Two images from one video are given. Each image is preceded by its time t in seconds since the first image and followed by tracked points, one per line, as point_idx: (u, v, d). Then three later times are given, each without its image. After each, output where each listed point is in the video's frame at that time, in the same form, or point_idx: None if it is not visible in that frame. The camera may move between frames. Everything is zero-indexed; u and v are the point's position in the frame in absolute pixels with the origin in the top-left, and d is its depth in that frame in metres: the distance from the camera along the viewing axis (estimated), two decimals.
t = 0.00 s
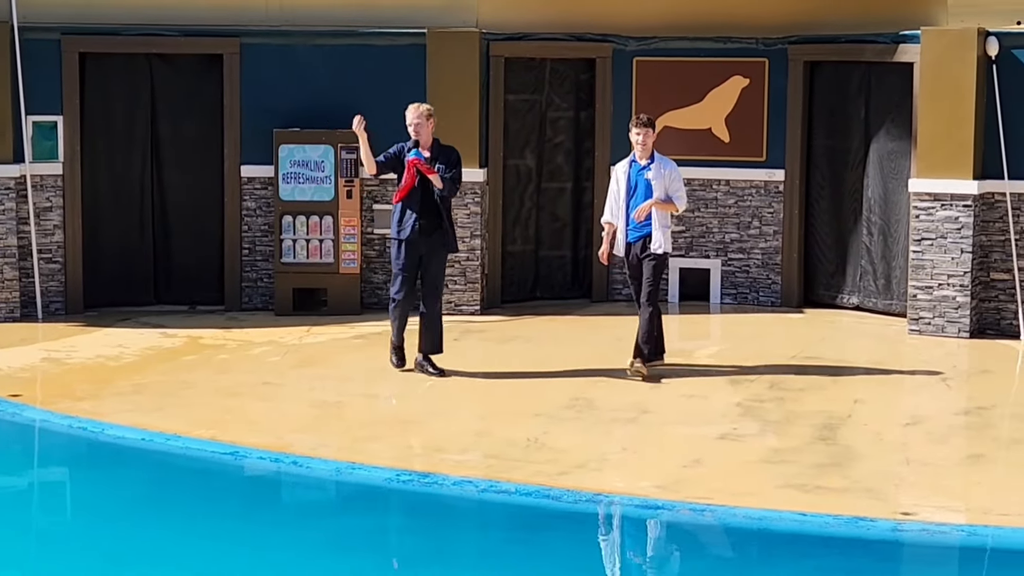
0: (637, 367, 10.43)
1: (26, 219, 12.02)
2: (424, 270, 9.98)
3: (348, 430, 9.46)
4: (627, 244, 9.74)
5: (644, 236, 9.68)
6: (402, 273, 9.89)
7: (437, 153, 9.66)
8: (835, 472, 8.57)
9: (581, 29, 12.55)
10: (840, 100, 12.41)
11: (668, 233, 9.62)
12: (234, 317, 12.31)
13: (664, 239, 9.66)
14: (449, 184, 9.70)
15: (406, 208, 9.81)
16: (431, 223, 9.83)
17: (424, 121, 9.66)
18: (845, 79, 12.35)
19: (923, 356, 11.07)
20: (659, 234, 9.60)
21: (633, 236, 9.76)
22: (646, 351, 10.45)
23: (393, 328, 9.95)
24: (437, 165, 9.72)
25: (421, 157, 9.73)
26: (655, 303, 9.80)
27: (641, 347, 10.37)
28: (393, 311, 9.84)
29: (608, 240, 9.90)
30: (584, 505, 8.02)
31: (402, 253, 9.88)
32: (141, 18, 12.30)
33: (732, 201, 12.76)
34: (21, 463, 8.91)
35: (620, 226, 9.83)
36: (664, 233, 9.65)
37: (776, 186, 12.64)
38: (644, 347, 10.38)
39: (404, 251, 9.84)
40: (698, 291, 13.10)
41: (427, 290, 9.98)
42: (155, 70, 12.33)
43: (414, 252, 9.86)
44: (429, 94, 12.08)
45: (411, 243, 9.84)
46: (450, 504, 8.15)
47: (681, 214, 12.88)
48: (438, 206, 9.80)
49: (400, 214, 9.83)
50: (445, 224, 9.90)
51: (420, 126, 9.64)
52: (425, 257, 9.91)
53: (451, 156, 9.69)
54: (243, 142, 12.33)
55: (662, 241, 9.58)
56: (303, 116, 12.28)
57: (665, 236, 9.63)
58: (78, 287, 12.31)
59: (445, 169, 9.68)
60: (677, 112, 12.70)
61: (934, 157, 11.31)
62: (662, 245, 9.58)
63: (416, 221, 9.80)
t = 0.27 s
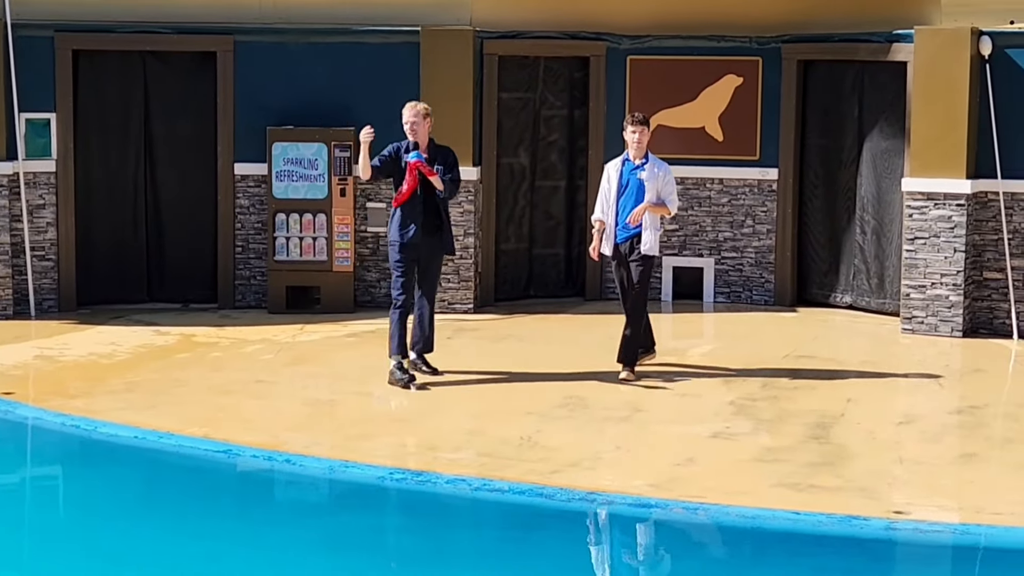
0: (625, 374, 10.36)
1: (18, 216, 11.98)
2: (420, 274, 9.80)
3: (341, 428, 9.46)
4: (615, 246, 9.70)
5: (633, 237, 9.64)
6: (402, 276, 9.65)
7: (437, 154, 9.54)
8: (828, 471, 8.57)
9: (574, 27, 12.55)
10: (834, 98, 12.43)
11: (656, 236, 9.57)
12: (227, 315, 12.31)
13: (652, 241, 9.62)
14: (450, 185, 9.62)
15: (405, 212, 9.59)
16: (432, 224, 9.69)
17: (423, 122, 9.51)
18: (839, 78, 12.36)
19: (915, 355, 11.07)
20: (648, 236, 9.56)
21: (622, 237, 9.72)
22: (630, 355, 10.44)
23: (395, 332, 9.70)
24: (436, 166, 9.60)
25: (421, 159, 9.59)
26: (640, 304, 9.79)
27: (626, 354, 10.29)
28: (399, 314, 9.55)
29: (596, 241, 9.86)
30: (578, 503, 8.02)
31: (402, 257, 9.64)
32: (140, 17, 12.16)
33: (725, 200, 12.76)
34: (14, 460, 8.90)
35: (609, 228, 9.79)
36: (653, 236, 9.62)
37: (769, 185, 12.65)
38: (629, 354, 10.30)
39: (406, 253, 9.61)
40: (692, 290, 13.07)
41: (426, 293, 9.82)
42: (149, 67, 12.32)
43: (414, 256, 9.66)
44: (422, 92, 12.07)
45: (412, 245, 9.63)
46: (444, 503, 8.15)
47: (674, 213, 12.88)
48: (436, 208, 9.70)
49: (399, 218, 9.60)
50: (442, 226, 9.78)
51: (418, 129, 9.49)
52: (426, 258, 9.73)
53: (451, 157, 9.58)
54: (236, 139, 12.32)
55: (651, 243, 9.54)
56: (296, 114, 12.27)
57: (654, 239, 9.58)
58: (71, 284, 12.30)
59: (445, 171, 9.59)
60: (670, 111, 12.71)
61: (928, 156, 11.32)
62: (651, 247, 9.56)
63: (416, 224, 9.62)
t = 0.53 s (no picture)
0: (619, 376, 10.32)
1: (12, 215, 11.96)
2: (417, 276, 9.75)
3: (336, 427, 9.46)
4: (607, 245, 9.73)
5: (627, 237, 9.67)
6: (402, 276, 9.59)
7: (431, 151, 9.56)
8: (822, 470, 8.57)
9: (569, 26, 12.57)
10: (828, 98, 12.43)
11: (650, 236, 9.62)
12: (222, 314, 12.30)
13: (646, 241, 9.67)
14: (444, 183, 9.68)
15: (406, 213, 9.52)
16: (430, 225, 9.67)
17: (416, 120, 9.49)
18: (833, 78, 12.37)
19: (909, 355, 11.07)
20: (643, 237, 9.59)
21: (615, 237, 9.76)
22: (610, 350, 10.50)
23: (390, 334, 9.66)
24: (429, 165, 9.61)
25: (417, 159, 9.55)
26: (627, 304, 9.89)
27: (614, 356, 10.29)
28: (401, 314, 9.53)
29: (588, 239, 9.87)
30: (573, 502, 8.01)
31: (401, 257, 9.59)
32: (132, 15, 12.36)
33: (720, 199, 12.76)
34: (7, 459, 8.90)
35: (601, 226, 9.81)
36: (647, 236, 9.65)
37: (764, 184, 12.66)
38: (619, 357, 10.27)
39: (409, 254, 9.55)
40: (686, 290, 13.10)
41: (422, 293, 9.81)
42: (144, 66, 12.31)
43: (413, 256, 9.62)
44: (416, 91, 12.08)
45: (413, 246, 9.58)
46: (438, 502, 8.14)
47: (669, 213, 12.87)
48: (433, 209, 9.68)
49: (398, 220, 9.51)
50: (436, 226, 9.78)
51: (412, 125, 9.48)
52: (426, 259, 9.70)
53: (441, 156, 9.70)
54: (231, 138, 12.32)
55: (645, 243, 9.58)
56: (291, 113, 12.27)
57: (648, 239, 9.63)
58: (65, 282, 12.29)
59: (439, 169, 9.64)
60: (664, 111, 12.70)
61: (923, 156, 11.33)
62: (646, 248, 9.57)
63: (415, 224, 9.58)
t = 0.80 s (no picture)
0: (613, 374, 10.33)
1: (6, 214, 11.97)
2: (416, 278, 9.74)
3: (330, 427, 9.46)
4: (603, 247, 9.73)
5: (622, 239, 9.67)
6: (399, 278, 9.59)
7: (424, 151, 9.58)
8: (817, 471, 8.58)
9: (564, 27, 12.58)
10: (822, 98, 12.45)
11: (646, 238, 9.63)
12: (216, 314, 12.29)
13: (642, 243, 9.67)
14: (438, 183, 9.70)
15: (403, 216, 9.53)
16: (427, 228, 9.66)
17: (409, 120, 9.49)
18: (828, 79, 12.38)
19: (903, 355, 11.09)
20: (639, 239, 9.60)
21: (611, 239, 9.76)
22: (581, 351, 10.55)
23: (382, 335, 9.66)
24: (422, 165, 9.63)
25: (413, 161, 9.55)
26: (615, 313, 9.89)
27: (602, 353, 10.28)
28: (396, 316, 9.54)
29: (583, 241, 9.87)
30: (567, 502, 8.02)
31: (398, 260, 9.58)
32: (127, 15, 12.29)
33: (715, 200, 12.77)
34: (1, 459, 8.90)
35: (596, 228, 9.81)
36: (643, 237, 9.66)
37: (758, 185, 12.66)
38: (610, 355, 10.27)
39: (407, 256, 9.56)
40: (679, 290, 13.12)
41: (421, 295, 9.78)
42: (138, 65, 12.30)
43: (411, 258, 9.61)
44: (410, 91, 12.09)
45: (411, 248, 9.58)
46: (432, 501, 8.15)
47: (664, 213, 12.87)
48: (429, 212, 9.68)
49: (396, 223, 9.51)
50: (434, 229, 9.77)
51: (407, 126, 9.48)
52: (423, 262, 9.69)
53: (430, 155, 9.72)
54: (225, 138, 12.32)
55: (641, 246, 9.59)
56: (286, 113, 12.27)
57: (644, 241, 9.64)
58: (59, 282, 12.28)
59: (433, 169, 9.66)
60: (659, 111, 12.71)
61: (918, 157, 11.33)
62: (643, 250, 9.58)
63: (413, 227, 9.58)
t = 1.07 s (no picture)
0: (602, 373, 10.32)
1: None
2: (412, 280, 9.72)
3: (320, 427, 9.45)
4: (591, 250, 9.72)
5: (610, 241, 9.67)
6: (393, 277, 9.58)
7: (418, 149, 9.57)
8: (807, 470, 8.59)
9: (554, 27, 12.63)
10: (813, 98, 12.46)
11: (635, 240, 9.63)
12: (206, 314, 12.28)
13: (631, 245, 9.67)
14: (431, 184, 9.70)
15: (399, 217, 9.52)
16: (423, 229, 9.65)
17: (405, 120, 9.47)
18: (818, 79, 12.40)
19: (894, 355, 11.10)
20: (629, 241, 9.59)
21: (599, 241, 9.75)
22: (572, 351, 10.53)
23: (376, 335, 9.65)
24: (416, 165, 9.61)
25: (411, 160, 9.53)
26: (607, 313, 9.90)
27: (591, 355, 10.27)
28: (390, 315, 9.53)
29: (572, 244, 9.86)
30: (557, 502, 8.02)
31: (393, 261, 9.58)
32: (117, 15, 12.34)
33: (706, 200, 12.78)
34: None
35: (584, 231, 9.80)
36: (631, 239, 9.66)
37: (748, 185, 12.67)
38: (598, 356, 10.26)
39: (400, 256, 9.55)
40: (670, 289, 13.13)
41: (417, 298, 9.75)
42: (128, 65, 12.29)
43: (407, 259, 9.60)
44: (401, 91, 12.10)
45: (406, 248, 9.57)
46: (422, 501, 8.14)
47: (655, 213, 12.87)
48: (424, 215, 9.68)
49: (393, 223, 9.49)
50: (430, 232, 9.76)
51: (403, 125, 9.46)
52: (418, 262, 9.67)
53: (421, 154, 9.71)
54: (216, 137, 12.31)
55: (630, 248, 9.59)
56: (276, 113, 12.27)
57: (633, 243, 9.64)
58: (49, 282, 12.27)
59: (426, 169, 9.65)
60: (649, 111, 12.73)
61: (908, 158, 11.35)
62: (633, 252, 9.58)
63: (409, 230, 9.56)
